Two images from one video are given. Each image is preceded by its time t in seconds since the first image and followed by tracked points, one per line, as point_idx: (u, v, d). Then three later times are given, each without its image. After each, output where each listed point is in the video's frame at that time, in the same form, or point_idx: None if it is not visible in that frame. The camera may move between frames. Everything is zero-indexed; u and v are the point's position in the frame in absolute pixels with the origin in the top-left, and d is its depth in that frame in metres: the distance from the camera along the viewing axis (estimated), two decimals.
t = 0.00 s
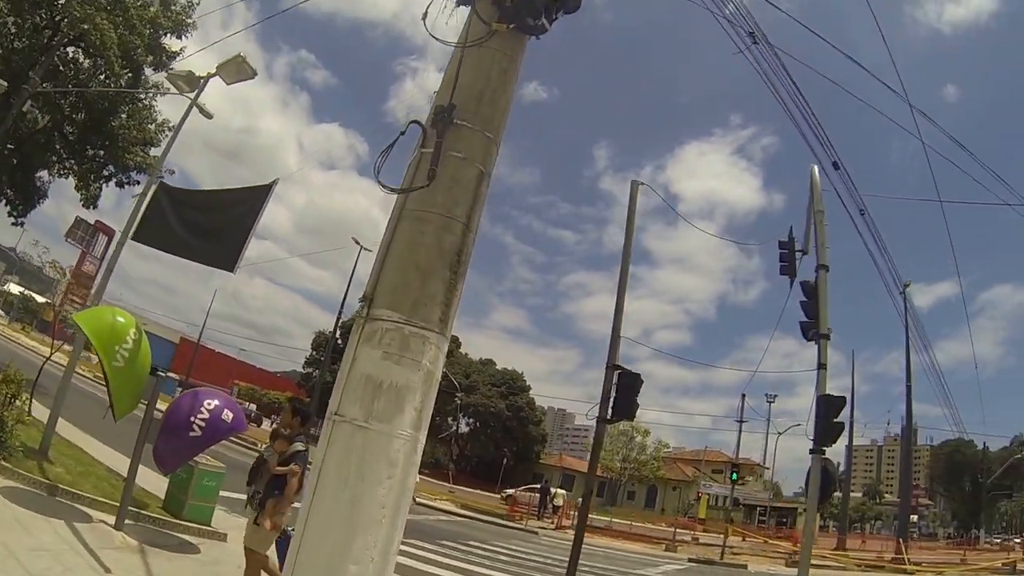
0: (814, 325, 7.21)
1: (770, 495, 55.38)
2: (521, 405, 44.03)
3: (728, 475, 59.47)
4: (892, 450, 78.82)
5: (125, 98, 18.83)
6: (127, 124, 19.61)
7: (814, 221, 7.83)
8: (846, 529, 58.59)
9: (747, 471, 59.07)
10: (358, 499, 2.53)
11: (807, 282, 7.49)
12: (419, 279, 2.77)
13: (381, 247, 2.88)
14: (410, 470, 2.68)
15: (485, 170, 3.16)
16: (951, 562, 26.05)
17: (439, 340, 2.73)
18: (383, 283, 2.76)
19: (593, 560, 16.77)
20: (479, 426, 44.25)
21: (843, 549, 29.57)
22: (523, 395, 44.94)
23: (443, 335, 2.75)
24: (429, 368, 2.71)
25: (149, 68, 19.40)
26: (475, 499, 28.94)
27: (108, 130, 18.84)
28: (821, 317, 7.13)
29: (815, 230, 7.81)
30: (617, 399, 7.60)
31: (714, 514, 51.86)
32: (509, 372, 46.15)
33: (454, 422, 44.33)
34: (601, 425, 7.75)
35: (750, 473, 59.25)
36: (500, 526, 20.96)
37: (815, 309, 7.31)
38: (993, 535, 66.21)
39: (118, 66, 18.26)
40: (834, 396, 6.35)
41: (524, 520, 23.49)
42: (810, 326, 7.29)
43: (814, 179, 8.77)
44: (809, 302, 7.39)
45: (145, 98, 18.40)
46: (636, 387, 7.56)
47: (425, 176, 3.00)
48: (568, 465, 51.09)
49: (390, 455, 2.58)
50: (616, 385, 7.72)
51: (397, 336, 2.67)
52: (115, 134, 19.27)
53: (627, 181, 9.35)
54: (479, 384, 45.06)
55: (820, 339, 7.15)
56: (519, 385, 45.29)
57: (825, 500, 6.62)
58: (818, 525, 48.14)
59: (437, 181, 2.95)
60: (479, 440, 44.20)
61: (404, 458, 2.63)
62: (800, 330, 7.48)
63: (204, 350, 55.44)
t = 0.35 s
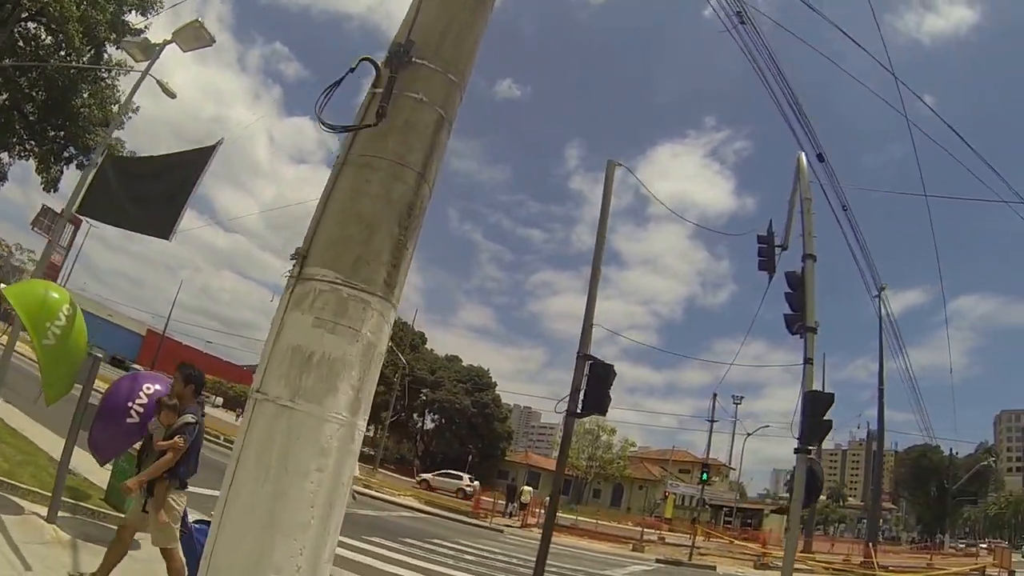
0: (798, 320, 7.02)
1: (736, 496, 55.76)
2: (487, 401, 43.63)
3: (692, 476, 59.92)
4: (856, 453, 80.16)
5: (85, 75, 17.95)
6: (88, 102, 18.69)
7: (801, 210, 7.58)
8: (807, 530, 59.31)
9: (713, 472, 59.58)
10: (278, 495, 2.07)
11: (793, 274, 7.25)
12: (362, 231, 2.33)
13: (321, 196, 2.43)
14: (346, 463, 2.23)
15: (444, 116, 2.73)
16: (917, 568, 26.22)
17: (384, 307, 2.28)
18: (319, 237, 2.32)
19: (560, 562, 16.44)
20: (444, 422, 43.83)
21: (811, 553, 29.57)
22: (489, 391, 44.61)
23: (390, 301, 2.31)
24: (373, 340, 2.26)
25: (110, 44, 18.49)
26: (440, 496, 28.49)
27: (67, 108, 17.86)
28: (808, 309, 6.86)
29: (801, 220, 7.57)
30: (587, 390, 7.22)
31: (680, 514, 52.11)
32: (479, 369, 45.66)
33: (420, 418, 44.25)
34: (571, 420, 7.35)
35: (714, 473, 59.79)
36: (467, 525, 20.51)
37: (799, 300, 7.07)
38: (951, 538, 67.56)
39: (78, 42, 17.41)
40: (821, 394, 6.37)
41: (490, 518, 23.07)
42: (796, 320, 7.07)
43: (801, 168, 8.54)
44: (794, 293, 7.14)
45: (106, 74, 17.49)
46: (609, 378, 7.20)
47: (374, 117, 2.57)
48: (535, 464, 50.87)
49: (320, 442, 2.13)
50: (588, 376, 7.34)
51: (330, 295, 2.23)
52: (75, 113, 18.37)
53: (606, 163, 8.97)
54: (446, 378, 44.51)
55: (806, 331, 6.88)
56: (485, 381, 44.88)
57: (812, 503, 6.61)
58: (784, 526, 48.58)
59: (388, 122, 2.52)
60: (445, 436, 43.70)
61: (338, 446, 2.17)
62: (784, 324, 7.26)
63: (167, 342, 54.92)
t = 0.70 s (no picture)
0: (780, 311, 6.79)
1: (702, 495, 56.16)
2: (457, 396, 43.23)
3: (659, 474, 60.26)
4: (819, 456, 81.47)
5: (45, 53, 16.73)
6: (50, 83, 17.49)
7: (784, 199, 7.34)
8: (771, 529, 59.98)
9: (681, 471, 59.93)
10: (169, 488, 1.65)
11: (776, 263, 7.01)
12: (289, 166, 1.93)
13: (245, 124, 2.02)
14: (260, 451, 1.79)
15: (399, 44, 2.31)
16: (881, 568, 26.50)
17: (312, 258, 1.86)
18: (237, 173, 1.92)
19: (526, 559, 16.10)
20: (413, 417, 43.33)
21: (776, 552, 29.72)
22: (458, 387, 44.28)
23: (319, 251, 1.88)
24: (299, 298, 1.84)
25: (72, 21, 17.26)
26: (404, 491, 28.12)
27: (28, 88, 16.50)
28: (791, 302, 6.63)
29: (786, 209, 7.31)
30: (559, 379, 6.86)
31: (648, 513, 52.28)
32: (449, 364, 45.31)
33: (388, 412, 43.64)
34: (541, 410, 7.00)
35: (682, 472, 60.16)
36: (432, 521, 20.11)
37: (782, 292, 6.84)
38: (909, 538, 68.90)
39: (38, 16, 16.18)
40: (805, 390, 6.24)
41: (456, 514, 22.68)
42: (779, 312, 6.82)
43: (784, 158, 8.33)
44: (777, 284, 6.89)
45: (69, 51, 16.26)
46: (583, 368, 6.86)
47: (313, 38, 2.17)
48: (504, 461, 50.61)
49: (224, 423, 1.69)
50: (560, 366, 6.97)
51: (245, 240, 1.82)
52: (34, 95, 17.16)
53: (584, 140, 8.57)
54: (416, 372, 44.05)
55: (788, 325, 6.67)
56: (454, 376, 44.58)
57: (795, 506, 6.50)
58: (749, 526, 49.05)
59: (328, 45, 2.13)
60: (414, 431, 43.19)
61: (249, 429, 1.74)
62: (766, 316, 7.01)
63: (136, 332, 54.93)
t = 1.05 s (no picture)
0: (761, 300, 6.61)
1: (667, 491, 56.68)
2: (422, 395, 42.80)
3: (624, 472, 60.67)
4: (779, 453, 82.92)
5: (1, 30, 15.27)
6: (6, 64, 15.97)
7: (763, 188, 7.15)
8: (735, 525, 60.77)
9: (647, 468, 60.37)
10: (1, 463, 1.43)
11: (754, 254, 6.81)
12: (198, 63, 1.78)
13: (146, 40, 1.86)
14: (131, 428, 1.61)
15: None
16: (847, 560, 26.87)
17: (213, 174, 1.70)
18: (131, 81, 1.76)
19: (493, 558, 15.80)
20: (379, 415, 42.76)
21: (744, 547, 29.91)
22: (424, 386, 43.90)
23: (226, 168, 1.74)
24: (189, 225, 1.68)
25: None
26: (368, 488, 27.76)
27: None
28: (771, 293, 6.45)
29: (765, 199, 7.13)
30: (525, 369, 6.53)
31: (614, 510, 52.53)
32: (414, 363, 44.93)
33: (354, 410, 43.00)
34: (504, 402, 6.65)
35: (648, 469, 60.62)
36: (396, 519, 19.72)
37: (761, 282, 6.64)
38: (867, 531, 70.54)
39: None
40: (793, 380, 6.21)
41: (421, 512, 22.26)
42: (758, 303, 6.62)
43: (764, 147, 8.19)
44: (755, 274, 6.70)
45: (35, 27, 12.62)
46: (551, 357, 6.57)
47: None
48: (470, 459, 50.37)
49: (78, 384, 1.50)
50: (526, 355, 6.66)
51: (123, 158, 1.64)
52: None
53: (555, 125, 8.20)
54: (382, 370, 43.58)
55: (768, 315, 6.49)
56: (418, 375, 44.28)
57: (779, 502, 6.30)
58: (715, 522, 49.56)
59: None
60: (379, 429, 42.60)
61: (112, 395, 1.56)
62: (744, 308, 6.82)
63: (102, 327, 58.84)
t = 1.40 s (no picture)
0: (734, 284, 6.29)
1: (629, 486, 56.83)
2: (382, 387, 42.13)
3: (586, 467, 60.75)
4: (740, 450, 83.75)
5: None
6: None
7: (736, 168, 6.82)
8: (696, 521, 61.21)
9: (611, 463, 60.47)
10: None
11: (725, 236, 6.49)
12: None
13: None
14: None
15: None
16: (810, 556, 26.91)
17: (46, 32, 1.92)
18: None
19: (450, 554, 15.37)
20: (338, 407, 41.99)
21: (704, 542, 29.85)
22: (384, 378, 43.27)
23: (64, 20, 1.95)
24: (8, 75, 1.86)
25: None
26: (326, 482, 27.14)
27: None
28: (747, 276, 6.10)
29: (738, 178, 6.80)
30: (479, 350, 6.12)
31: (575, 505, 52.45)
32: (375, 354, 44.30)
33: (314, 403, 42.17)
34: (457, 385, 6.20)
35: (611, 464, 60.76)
36: (352, 514, 19.19)
37: (732, 265, 6.34)
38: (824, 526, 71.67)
39: None
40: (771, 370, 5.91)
41: (378, 507, 21.67)
42: (731, 288, 6.30)
43: (736, 128, 7.86)
44: (727, 257, 6.37)
45: None
46: (507, 338, 6.17)
47: None
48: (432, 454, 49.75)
49: None
50: (479, 336, 6.24)
51: None
52: None
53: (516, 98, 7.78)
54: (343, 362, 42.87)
55: (743, 300, 6.16)
56: (379, 367, 43.60)
57: (753, 500, 6.00)
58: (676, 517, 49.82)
59: None
60: (339, 422, 41.80)
61: None
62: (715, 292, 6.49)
63: (63, 316, 58.93)
